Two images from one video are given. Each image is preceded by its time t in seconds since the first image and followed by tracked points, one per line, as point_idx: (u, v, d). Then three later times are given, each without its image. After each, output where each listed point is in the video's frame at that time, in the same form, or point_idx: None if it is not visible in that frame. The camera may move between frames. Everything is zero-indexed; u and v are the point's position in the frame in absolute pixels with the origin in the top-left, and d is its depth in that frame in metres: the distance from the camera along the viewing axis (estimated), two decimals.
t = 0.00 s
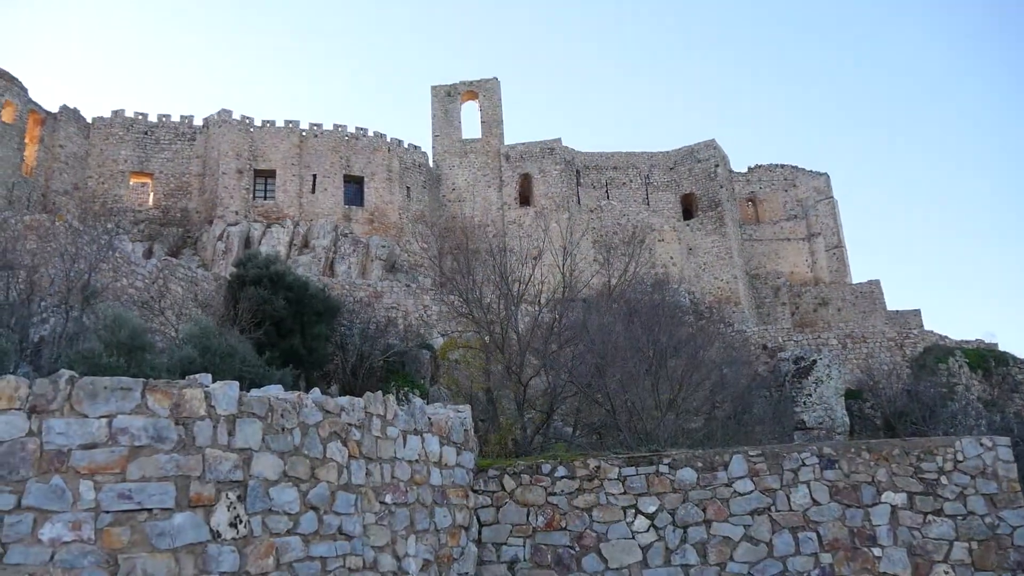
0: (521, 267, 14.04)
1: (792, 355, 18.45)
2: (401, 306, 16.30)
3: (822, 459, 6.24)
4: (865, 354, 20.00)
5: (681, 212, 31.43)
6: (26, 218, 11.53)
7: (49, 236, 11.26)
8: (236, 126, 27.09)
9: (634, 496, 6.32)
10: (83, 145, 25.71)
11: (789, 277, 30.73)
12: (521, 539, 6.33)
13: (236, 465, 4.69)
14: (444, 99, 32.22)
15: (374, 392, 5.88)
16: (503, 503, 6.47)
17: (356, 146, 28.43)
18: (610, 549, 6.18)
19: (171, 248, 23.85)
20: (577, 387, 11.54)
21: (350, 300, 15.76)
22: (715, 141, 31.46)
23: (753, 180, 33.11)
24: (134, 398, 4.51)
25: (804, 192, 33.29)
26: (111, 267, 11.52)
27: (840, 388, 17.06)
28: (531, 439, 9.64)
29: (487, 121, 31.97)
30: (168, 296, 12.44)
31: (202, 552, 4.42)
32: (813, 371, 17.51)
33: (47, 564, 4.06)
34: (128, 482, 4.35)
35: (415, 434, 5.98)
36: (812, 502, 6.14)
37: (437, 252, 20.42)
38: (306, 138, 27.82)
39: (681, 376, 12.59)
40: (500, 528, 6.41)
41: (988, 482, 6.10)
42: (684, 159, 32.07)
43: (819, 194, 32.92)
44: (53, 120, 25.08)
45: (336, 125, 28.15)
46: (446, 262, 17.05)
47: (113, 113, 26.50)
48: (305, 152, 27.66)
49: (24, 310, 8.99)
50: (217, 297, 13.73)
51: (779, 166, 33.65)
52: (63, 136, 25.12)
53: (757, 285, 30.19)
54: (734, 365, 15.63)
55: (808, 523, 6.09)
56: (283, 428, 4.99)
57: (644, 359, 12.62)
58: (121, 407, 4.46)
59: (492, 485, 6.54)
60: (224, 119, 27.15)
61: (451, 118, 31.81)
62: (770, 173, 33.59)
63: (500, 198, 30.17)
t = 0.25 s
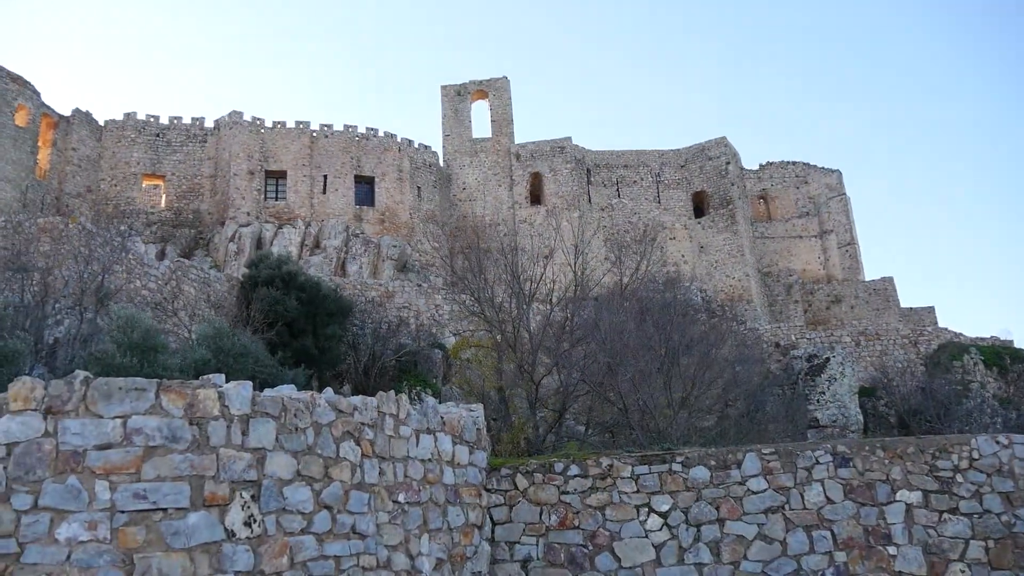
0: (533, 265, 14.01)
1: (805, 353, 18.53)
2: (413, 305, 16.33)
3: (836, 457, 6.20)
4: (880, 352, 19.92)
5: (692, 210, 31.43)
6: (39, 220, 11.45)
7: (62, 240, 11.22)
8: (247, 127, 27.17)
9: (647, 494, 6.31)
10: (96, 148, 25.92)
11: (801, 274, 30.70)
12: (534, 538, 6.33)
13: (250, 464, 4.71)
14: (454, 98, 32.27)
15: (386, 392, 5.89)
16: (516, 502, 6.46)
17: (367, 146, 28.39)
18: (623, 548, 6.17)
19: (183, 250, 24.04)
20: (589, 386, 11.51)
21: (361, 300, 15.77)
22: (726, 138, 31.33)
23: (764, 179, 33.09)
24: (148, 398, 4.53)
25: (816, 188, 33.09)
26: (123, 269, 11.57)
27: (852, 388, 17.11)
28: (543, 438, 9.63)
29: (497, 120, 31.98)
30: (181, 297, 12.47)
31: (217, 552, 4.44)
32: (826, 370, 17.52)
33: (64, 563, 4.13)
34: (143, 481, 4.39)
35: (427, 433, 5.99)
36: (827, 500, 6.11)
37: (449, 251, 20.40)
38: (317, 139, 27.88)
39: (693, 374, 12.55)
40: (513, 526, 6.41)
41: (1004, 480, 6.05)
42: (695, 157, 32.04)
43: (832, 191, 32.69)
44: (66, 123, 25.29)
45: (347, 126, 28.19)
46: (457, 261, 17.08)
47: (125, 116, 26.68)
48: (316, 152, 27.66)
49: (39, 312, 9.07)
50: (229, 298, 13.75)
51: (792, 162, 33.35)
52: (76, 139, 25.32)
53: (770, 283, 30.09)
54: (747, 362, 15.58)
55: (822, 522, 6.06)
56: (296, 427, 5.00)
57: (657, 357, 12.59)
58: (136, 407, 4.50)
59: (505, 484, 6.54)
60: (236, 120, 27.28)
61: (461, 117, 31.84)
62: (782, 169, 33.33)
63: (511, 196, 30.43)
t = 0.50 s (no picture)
0: (545, 263, 14.02)
1: (819, 350, 18.30)
2: (426, 303, 16.35)
3: (851, 454, 6.17)
4: (895, 348, 19.78)
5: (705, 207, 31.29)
6: (55, 222, 11.79)
7: (77, 241, 11.47)
8: (259, 127, 27.25)
9: (661, 492, 6.29)
10: (110, 148, 26.12)
11: (814, 271, 30.82)
12: (547, 536, 6.33)
13: (264, 462, 4.72)
14: (466, 97, 32.31)
15: (400, 390, 5.89)
16: (529, 500, 6.47)
17: (379, 145, 28.57)
18: (637, 545, 6.16)
19: (197, 249, 24.20)
20: (602, 384, 11.49)
21: (375, 298, 15.81)
22: (738, 134, 31.19)
23: (777, 174, 32.84)
24: (163, 397, 4.56)
25: (830, 185, 32.87)
26: (138, 268, 11.64)
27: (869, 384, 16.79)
28: (556, 436, 9.63)
29: (508, 118, 31.99)
30: (195, 296, 12.52)
31: (232, 549, 4.46)
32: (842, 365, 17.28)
33: (81, 561, 4.18)
34: (159, 480, 4.41)
35: (440, 432, 6.00)
36: (842, 497, 6.08)
37: (461, 248, 20.41)
38: (329, 138, 27.95)
39: (706, 372, 12.49)
40: (526, 524, 6.41)
41: (1022, 478, 6.00)
42: (708, 154, 31.90)
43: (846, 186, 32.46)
44: (80, 124, 25.50)
45: (359, 124, 28.24)
46: (470, 259, 17.08)
47: (139, 116, 26.85)
48: (329, 151, 27.77)
49: (55, 312, 9.10)
50: (243, 297, 13.80)
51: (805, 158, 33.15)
52: (90, 140, 25.55)
53: (784, 279, 30.39)
54: (761, 360, 15.51)
55: (838, 519, 6.02)
56: (310, 426, 5.02)
57: (671, 355, 12.59)
58: (150, 405, 4.52)
59: (518, 481, 6.55)
60: (248, 120, 27.39)
61: (473, 115, 31.87)
62: (794, 165, 33.03)
63: (523, 193, 30.42)
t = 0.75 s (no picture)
0: (562, 260, 14.01)
1: (839, 346, 17.88)
2: (443, 301, 16.39)
3: (872, 451, 6.13)
4: (915, 344, 19.83)
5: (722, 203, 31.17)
6: (75, 221, 11.51)
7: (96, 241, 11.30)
8: (276, 127, 27.47)
9: (680, 489, 6.28)
10: (128, 150, 26.47)
11: (833, 267, 30.44)
12: (566, 534, 6.34)
13: (284, 461, 4.74)
14: (481, 94, 32.28)
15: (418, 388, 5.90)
16: (548, 498, 6.47)
17: (395, 144, 28.60)
18: (656, 543, 6.15)
19: (215, 249, 24.39)
20: (619, 380, 11.46)
21: (392, 296, 15.84)
22: (755, 130, 31.03)
23: (795, 170, 32.71)
24: (183, 396, 4.59)
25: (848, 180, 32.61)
26: (157, 268, 11.72)
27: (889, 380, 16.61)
28: (573, 433, 9.65)
29: (524, 116, 32.01)
30: (213, 295, 12.59)
31: (252, 547, 4.48)
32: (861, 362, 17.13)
33: (103, 559, 4.21)
34: (179, 478, 4.44)
35: (458, 429, 6.01)
36: (862, 495, 6.04)
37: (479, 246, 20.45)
38: (345, 137, 28.04)
39: (725, 369, 12.40)
40: (545, 522, 6.41)
41: None
42: (725, 150, 31.77)
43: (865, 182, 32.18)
44: (99, 125, 25.80)
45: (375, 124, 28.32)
46: (487, 257, 17.11)
47: (157, 117, 27.15)
48: (345, 150, 27.85)
49: (75, 312, 9.15)
50: (261, 296, 13.89)
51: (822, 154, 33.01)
52: (109, 141, 25.86)
53: (801, 275, 30.05)
54: (779, 357, 15.40)
55: (858, 517, 5.98)
56: (328, 424, 5.03)
57: (689, 351, 12.50)
58: (171, 404, 4.55)
59: (537, 479, 6.55)
60: (265, 120, 27.56)
61: (489, 113, 31.90)
62: (812, 161, 32.97)
63: (539, 190, 30.40)
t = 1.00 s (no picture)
0: (583, 258, 13.98)
1: (862, 342, 17.90)
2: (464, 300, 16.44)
3: (896, 448, 6.08)
4: (940, 340, 19.68)
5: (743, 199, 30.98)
6: (99, 224, 12.06)
7: (120, 242, 11.61)
8: (297, 127, 27.61)
9: (702, 487, 6.26)
10: (150, 151, 26.74)
11: (856, 263, 30.07)
12: (588, 532, 6.34)
13: (307, 459, 4.76)
14: (501, 93, 32.40)
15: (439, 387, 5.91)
16: (570, 496, 6.49)
17: (415, 144, 28.70)
18: (679, 541, 6.14)
19: (237, 249, 24.56)
20: (641, 378, 11.44)
21: (412, 295, 15.92)
22: (776, 125, 30.81)
23: (817, 166, 32.72)
24: (207, 395, 4.61)
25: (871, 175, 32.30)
26: (180, 269, 11.80)
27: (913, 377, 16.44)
28: (595, 432, 9.67)
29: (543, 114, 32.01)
30: (236, 295, 12.68)
31: (276, 545, 4.50)
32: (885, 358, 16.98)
33: (129, 556, 4.24)
34: (204, 477, 4.47)
35: (481, 428, 6.01)
36: (887, 492, 5.99)
37: (499, 245, 20.52)
38: (365, 137, 28.14)
39: (748, 366, 12.30)
40: (567, 520, 6.43)
41: None
42: (746, 146, 31.60)
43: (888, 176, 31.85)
44: (121, 127, 26.06)
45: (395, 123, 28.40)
46: (507, 255, 17.14)
47: (179, 119, 27.43)
48: (365, 150, 27.89)
49: (100, 313, 9.17)
50: (283, 296, 14.02)
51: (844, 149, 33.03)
52: (131, 142, 26.11)
53: (823, 271, 29.72)
54: (803, 354, 15.21)
55: (883, 515, 5.93)
56: (351, 423, 5.05)
57: (711, 348, 12.37)
58: (195, 404, 4.58)
59: (559, 477, 6.56)
60: (286, 120, 27.72)
61: (509, 111, 31.95)
62: (834, 157, 32.99)
63: (559, 188, 30.38)
